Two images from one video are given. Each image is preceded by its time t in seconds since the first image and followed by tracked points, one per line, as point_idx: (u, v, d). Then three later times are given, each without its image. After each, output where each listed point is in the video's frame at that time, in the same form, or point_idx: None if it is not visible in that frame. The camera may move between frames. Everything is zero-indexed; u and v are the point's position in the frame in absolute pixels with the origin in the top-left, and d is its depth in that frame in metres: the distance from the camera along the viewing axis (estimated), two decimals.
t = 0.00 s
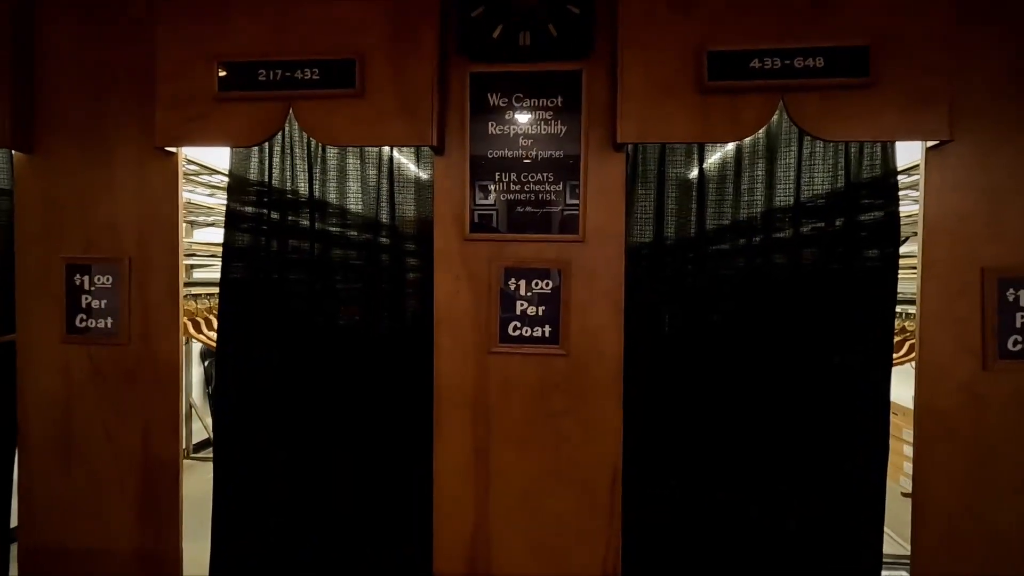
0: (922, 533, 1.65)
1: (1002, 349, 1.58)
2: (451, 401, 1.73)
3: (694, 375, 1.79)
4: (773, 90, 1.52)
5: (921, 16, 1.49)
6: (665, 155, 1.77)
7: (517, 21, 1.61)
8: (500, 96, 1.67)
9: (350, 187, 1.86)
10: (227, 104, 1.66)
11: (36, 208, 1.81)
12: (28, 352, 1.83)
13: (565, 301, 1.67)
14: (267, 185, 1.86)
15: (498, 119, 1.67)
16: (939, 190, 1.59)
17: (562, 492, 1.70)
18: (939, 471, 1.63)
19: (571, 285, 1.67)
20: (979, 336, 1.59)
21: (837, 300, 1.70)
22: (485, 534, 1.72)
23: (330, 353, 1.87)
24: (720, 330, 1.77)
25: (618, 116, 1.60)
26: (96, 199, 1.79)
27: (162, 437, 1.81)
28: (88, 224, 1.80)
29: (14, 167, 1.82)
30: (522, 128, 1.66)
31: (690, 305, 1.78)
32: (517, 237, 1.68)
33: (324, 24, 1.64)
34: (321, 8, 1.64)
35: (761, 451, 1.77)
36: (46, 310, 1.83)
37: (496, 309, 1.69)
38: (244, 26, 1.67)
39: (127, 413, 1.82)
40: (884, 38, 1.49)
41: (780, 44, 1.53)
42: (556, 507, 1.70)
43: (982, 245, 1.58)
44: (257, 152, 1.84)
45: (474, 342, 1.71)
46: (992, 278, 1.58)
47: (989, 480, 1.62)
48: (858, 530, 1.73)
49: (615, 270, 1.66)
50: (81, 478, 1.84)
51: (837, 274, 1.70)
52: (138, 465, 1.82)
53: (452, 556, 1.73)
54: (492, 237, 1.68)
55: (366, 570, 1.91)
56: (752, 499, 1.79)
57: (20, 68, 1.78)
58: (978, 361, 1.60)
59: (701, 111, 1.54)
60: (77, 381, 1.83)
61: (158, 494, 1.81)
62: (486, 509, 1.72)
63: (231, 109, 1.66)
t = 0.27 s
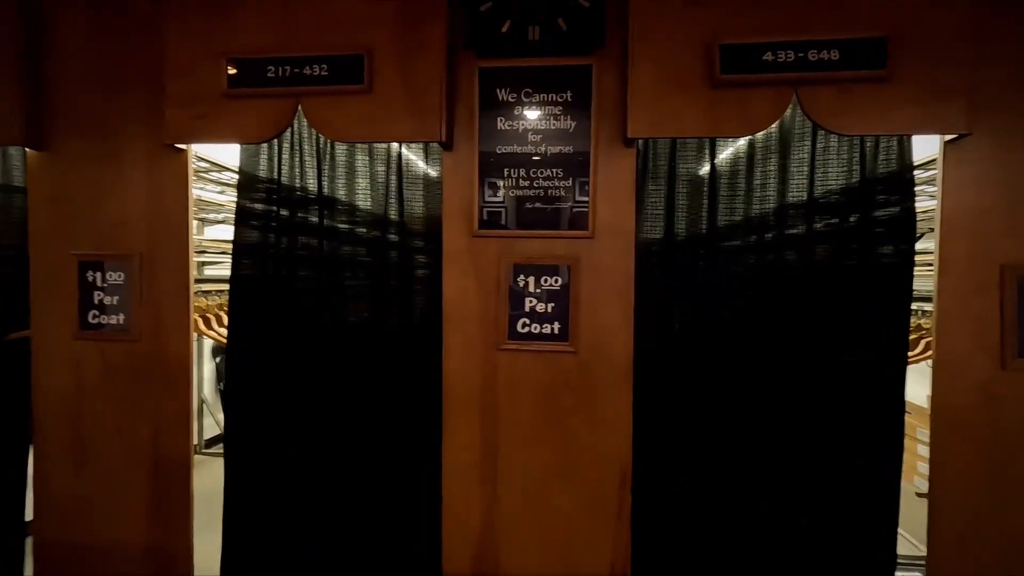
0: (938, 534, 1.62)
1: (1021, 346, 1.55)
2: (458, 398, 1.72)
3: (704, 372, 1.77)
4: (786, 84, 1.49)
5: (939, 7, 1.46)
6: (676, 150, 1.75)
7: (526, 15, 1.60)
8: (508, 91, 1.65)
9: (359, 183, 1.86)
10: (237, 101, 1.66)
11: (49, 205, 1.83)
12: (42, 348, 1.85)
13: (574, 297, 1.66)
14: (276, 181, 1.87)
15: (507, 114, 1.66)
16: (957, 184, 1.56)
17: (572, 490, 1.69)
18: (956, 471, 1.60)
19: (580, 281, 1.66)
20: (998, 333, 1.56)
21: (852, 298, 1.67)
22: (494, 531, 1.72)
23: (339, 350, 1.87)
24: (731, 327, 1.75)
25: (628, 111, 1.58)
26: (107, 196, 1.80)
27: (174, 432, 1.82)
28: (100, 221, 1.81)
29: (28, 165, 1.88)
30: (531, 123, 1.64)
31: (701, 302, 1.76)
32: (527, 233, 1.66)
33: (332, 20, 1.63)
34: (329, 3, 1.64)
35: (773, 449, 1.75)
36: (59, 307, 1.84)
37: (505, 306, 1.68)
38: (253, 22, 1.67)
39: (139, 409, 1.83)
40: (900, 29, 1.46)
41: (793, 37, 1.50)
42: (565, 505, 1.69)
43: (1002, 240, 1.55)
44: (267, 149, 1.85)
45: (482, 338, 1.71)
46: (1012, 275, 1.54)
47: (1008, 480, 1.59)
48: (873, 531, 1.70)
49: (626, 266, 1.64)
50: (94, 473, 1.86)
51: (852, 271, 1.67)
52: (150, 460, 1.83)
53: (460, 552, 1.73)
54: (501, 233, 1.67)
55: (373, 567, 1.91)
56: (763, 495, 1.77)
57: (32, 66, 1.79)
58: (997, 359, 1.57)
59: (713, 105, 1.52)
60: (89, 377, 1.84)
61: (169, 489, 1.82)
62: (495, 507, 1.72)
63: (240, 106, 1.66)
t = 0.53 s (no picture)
0: (962, 534, 1.60)
1: None
2: (477, 393, 1.74)
3: (720, 368, 1.77)
4: (807, 78, 1.48)
5: None
6: (695, 146, 1.74)
7: (545, 12, 1.60)
8: (526, 88, 1.66)
9: (378, 181, 1.88)
10: (260, 101, 1.69)
11: (78, 204, 1.88)
12: (71, 343, 1.90)
13: (591, 294, 1.66)
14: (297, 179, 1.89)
15: (525, 111, 1.66)
16: (983, 179, 1.53)
17: (589, 486, 1.69)
18: (982, 470, 1.58)
19: (598, 278, 1.66)
20: None
21: (874, 295, 1.65)
22: (512, 526, 1.73)
23: (359, 346, 1.89)
24: (749, 324, 1.74)
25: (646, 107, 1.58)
26: (133, 195, 1.85)
27: (199, 425, 1.86)
28: (128, 219, 1.86)
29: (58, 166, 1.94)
30: (548, 120, 1.65)
31: (720, 299, 1.75)
32: (544, 230, 1.67)
33: (353, 20, 1.65)
34: (349, 3, 1.66)
35: (790, 447, 1.74)
36: (87, 302, 1.89)
37: (523, 302, 1.69)
38: (276, 22, 1.69)
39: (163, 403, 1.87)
40: (925, 21, 1.44)
41: (814, 30, 1.49)
42: (581, 501, 1.70)
43: None
44: (287, 148, 1.87)
45: (501, 335, 1.72)
46: None
47: None
48: (896, 531, 1.68)
49: (642, 264, 1.64)
50: (122, 463, 1.90)
51: (874, 267, 1.65)
52: (175, 452, 1.87)
53: (476, 548, 1.74)
54: (519, 230, 1.68)
55: (381, 566, 1.93)
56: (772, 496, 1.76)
57: (61, 67, 1.84)
58: None
59: (732, 100, 1.51)
60: (116, 371, 1.89)
61: (195, 481, 1.87)
62: (511, 503, 1.73)
63: (263, 106, 1.69)
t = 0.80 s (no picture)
0: (990, 536, 1.59)
1: None
2: (502, 391, 1.77)
3: (742, 367, 1.78)
4: (833, 78, 1.49)
5: None
6: (719, 145, 1.76)
7: (570, 15, 1.63)
8: (551, 90, 1.69)
9: (406, 183, 1.92)
10: (292, 106, 1.75)
11: (118, 206, 1.95)
12: (113, 340, 1.98)
13: (615, 293, 1.69)
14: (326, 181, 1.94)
15: (550, 114, 1.69)
16: (1014, 178, 1.52)
17: (613, 484, 1.72)
18: (1011, 471, 1.56)
19: (622, 278, 1.68)
20: None
21: (901, 295, 1.64)
22: (536, 522, 1.76)
23: (386, 345, 1.93)
24: (774, 323, 1.74)
25: (670, 109, 1.60)
26: (170, 197, 1.92)
27: (233, 420, 1.92)
28: (165, 220, 1.93)
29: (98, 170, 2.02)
30: (572, 122, 1.67)
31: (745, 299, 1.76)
32: (569, 231, 1.70)
33: (382, 26, 1.70)
34: (378, 9, 1.70)
35: (812, 447, 1.74)
36: (127, 301, 1.97)
37: (547, 301, 1.72)
38: (307, 29, 1.74)
39: (199, 399, 1.94)
40: (954, 20, 1.43)
41: (840, 30, 1.49)
42: (605, 498, 1.72)
43: None
44: (317, 151, 1.93)
45: (525, 333, 1.75)
46: None
47: None
48: (923, 531, 1.67)
49: (665, 264, 1.66)
50: (160, 455, 1.98)
51: (901, 268, 1.64)
52: (210, 445, 1.94)
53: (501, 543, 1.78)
54: (544, 230, 1.71)
55: (401, 566, 1.98)
56: (798, 494, 1.76)
57: (102, 74, 1.91)
58: None
59: (757, 101, 1.52)
60: (154, 368, 1.96)
61: (229, 474, 1.93)
62: (535, 500, 1.76)
63: (295, 110, 1.74)
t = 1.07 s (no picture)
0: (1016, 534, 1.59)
1: None
2: (528, 387, 1.81)
3: (765, 367, 1.76)
4: (858, 78, 1.49)
5: None
6: (743, 145, 1.78)
7: (594, 20, 1.67)
8: (576, 93, 1.72)
9: (433, 186, 1.94)
10: (325, 111, 1.81)
11: (160, 208, 2.05)
12: (155, 336, 2.08)
13: (640, 292, 1.72)
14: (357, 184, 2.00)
15: (575, 116, 1.73)
16: None
17: (637, 479, 1.75)
18: None
19: (646, 278, 1.71)
20: None
21: (928, 295, 1.64)
22: (560, 515, 1.80)
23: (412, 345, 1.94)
24: (803, 325, 1.72)
25: (694, 112, 1.62)
26: (209, 199, 2.00)
27: (267, 413, 1.99)
28: (205, 221, 2.01)
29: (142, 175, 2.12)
30: (597, 124, 1.71)
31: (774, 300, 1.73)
32: (594, 231, 1.73)
33: (412, 33, 1.75)
34: (408, 16, 1.75)
35: (830, 447, 1.73)
36: (169, 299, 2.06)
37: (572, 300, 1.76)
38: (340, 36, 1.81)
39: (236, 393, 2.02)
40: (981, 18, 1.43)
41: (865, 31, 1.50)
42: (628, 493, 1.75)
43: None
44: (349, 155, 1.99)
45: (552, 331, 1.79)
46: None
47: None
48: (949, 532, 1.66)
49: (689, 264, 1.69)
50: (198, 447, 2.06)
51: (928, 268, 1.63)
52: (246, 438, 2.01)
53: (527, 535, 1.83)
54: (569, 231, 1.75)
55: (423, 567, 1.99)
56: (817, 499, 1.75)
57: (147, 83, 2.01)
58: None
59: (781, 102, 1.54)
60: (194, 363, 2.05)
61: (264, 466, 2.01)
62: (560, 495, 1.80)
63: (328, 115, 1.81)
